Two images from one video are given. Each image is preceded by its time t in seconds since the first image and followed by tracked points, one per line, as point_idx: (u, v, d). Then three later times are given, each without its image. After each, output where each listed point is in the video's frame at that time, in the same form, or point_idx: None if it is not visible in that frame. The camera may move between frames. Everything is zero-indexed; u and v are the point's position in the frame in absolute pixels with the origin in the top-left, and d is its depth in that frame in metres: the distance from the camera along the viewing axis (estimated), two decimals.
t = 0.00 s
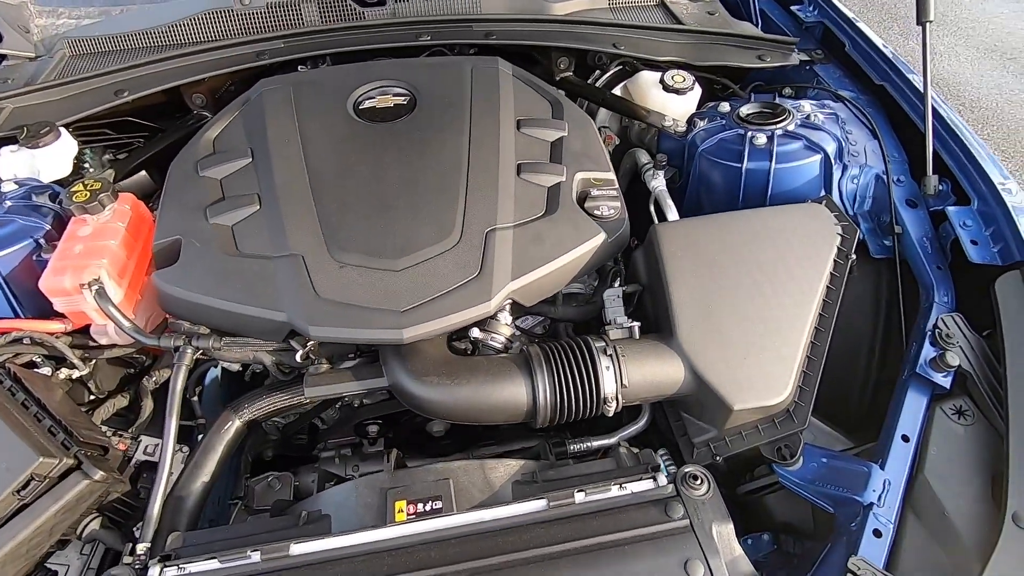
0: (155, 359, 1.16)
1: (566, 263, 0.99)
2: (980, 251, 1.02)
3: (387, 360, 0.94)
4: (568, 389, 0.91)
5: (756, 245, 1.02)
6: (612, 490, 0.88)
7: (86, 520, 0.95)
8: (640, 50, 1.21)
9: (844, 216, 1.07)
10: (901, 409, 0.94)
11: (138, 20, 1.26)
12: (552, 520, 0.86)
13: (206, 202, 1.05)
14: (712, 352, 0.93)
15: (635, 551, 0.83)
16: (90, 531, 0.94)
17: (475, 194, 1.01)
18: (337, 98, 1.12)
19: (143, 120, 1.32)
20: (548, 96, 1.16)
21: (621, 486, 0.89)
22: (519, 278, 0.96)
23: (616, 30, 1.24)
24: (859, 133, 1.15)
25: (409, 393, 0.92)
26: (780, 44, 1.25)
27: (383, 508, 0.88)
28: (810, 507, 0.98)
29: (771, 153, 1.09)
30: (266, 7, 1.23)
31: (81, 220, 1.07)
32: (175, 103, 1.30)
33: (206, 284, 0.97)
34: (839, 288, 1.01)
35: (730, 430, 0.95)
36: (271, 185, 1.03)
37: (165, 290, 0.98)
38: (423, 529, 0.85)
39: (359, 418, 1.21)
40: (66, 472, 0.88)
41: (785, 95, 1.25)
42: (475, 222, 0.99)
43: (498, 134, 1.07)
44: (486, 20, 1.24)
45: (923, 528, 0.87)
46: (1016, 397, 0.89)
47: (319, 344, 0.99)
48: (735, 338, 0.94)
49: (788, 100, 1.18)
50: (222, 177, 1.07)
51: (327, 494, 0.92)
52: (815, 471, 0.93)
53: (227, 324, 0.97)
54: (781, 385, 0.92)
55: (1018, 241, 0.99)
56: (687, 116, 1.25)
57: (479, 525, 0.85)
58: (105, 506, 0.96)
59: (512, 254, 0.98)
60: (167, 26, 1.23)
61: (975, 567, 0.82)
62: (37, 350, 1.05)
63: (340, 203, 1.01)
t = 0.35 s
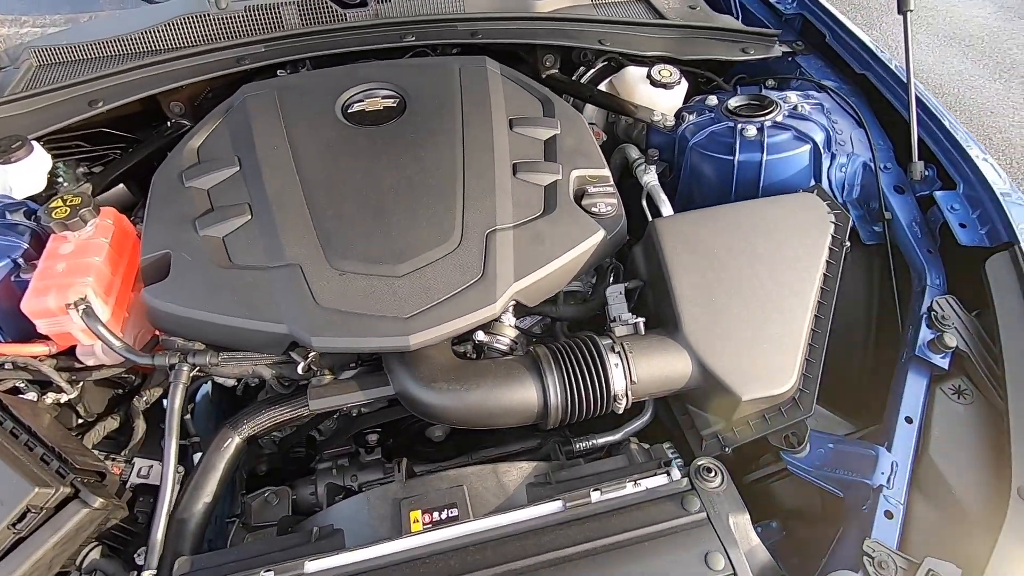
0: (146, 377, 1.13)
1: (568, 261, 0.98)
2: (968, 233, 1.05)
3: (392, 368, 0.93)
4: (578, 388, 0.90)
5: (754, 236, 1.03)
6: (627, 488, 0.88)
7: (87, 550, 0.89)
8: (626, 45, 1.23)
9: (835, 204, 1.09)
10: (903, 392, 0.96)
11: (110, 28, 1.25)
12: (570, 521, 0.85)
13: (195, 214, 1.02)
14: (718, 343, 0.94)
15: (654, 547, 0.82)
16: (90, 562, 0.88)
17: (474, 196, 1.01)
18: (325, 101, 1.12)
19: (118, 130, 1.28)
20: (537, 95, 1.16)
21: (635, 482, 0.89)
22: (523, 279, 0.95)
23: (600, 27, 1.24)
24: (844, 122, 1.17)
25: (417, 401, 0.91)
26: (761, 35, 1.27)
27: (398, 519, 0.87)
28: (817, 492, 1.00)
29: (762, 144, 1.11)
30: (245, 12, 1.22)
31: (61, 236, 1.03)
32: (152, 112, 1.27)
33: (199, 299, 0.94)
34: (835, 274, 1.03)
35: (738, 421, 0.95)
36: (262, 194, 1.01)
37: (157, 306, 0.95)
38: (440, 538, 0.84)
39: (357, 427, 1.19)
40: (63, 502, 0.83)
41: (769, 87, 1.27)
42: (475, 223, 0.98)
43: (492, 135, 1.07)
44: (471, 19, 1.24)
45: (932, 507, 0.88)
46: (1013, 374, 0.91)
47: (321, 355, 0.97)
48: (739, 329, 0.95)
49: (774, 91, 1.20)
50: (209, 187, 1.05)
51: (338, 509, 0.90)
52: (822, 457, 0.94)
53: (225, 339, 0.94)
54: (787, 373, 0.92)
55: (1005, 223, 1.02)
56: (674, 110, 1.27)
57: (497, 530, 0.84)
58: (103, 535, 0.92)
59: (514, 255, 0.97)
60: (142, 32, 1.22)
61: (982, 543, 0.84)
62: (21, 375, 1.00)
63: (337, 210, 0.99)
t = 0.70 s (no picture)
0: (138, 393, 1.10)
1: (570, 257, 0.98)
2: (956, 216, 1.08)
3: (399, 371, 0.92)
4: (587, 383, 0.90)
5: (750, 225, 1.04)
6: (640, 480, 0.88)
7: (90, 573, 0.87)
8: (615, 42, 1.24)
9: (826, 193, 1.11)
10: (901, 373, 0.98)
11: (88, 36, 1.24)
12: (585, 516, 0.85)
13: (187, 223, 1.00)
14: (722, 331, 0.95)
15: (672, 536, 0.82)
16: None
17: (473, 195, 1.01)
18: (316, 103, 1.11)
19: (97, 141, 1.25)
20: (528, 92, 1.18)
21: (648, 474, 0.88)
22: (526, 276, 0.95)
23: (587, 23, 1.26)
24: (830, 112, 1.20)
25: (426, 403, 0.90)
26: (746, 29, 1.30)
27: (413, 523, 0.85)
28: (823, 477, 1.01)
29: (753, 136, 1.12)
30: (227, 14, 1.22)
31: (48, 250, 1.00)
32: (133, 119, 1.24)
33: (198, 309, 0.92)
34: (830, 260, 1.04)
35: (744, 409, 0.96)
36: (257, 199, 1.00)
37: (153, 318, 0.92)
38: (457, 540, 0.83)
39: (358, 433, 1.15)
40: (65, 524, 0.80)
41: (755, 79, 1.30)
42: (476, 223, 0.98)
43: (487, 135, 1.08)
44: (458, 19, 1.25)
45: (934, 482, 0.89)
46: (1007, 349, 0.93)
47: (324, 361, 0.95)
48: (741, 318, 0.95)
49: (761, 84, 1.22)
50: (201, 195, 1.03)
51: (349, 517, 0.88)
52: (827, 440, 0.95)
53: (225, 349, 0.92)
54: (790, 360, 0.93)
55: (990, 204, 1.05)
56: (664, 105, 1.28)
57: (514, 528, 0.84)
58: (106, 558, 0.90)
59: (517, 253, 0.97)
60: (119, 38, 1.20)
61: (989, 517, 0.83)
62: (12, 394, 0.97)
63: (336, 214, 0.98)
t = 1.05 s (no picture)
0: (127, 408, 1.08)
1: (563, 251, 0.99)
2: (935, 197, 1.11)
3: (398, 371, 0.91)
4: (587, 374, 0.90)
5: (737, 212, 1.05)
6: (644, 468, 0.88)
7: None
8: (595, 36, 1.26)
9: (810, 179, 1.12)
10: (890, 351, 1.00)
11: (57, 43, 1.20)
12: (591, 506, 0.85)
13: (173, 231, 0.98)
14: (716, 317, 0.96)
15: (678, 523, 0.83)
16: None
17: (463, 191, 1.01)
18: (300, 105, 1.10)
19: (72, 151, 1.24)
20: (512, 88, 1.18)
21: (651, 462, 0.89)
22: (520, 273, 0.95)
23: (567, 19, 1.27)
24: (809, 100, 1.22)
25: (427, 402, 0.90)
26: (724, 20, 1.34)
27: (420, 523, 0.85)
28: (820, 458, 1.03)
29: (736, 126, 1.13)
30: (204, 18, 1.21)
31: (28, 265, 0.97)
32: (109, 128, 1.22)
33: (188, 317, 0.90)
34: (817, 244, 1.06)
35: (741, 393, 0.97)
36: (244, 204, 0.99)
37: (141, 329, 0.90)
38: (465, 538, 0.82)
39: (354, 438, 1.15)
40: (62, 544, 0.77)
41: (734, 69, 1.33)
42: (468, 220, 0.98)
43: (473, 131, 1.08)
44: (439, 17, 1.26)
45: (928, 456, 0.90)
46: (990, 322, 0.96)
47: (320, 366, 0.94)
48: (734, 304, 0.97)
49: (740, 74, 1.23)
50: (186, 202, 1.01)
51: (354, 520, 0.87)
52: (824, 420, 0.96)
53: (217, 357, 0.91)
54: (780, 346, 0.94)
55: (968, 184, 1.08)
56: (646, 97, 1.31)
57: (521, 523, 0.83)
58: (106, 574, 0.88)
59: (510, 249, 0.97)
60: (92, 44, 1.18)
61: (982, 485, 0.85)
62: None
63: (326, 217, 0.97)
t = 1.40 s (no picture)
0: (125, 414, 1.08)
1: (556, 246, 1.01)
2: (912, 184, 1.15)
3: (397, 368, 0.92)
4: (585, 364, 0.92)
5: (723, 203, 1.08)
6: (641, 454, 0.90)
7: None
8: (578, 36, 1.31)
9: (792, 170, 1.15)
10: (875, 333, 1.03)
11: (43, 53, 1.21)
12: (591, 493, 0.87)
13: (169, 235, 0.99)
14: (705, 304, 0.98)
15: (676, 506, 0.85)
16: None
17: (456, 189, 1.03)
18: (292, 110, 1.12)
19: (60, 161, 1.25)
20: (501, 89, 1.21)
21: (648, 448, 0.91)
22: (515, 268, 0.97)
23: (551, 20, 1.33)
24: (789, 95, 1.26)
25: (427, 397, 0.91)
26: (704, 20, 1.40)
27: (425, 515, 0.86)
28: (812, 441, 1.06)
29: (720, 120, 1.17)
30: (190, 25, 1.24)
31: (22, 273, 0.97)
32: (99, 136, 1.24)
33: (186, 320, 0.91)
34: (801, 232, 1.09)
35: (733, 378, 0.99)
36: (239, 207, 1.00)
37: (139, 334, 0.91)
38: (469, 527, 0.84)
39: (353, 439, 1.15)
40: (68, 548, 0.77)
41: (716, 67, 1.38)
42: (462, 217, 0.99)
43: (464, 131, 1.10)
44: (426, 22, 1.30)
45: (915, 433, 0.93)
46: (968, 302, 0.99)
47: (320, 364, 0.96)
48: (723, 292, 0.99)
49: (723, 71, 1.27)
50: (180, 207, 1.02)
51: (358, 515, 0.88)
52: (813, 403, 0.99)
53: (215, 359, 0.91)
54: (770, 332, 0.97)
55: (943, 171, 1.12)
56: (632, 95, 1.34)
57: (523, 512, 0.85)
58: None
59: (503, 244, 0.99)
60: (79, 54, 1.19)
61: (965, 459, 0.88)
62: None
63: (322, 218, 0.98)
